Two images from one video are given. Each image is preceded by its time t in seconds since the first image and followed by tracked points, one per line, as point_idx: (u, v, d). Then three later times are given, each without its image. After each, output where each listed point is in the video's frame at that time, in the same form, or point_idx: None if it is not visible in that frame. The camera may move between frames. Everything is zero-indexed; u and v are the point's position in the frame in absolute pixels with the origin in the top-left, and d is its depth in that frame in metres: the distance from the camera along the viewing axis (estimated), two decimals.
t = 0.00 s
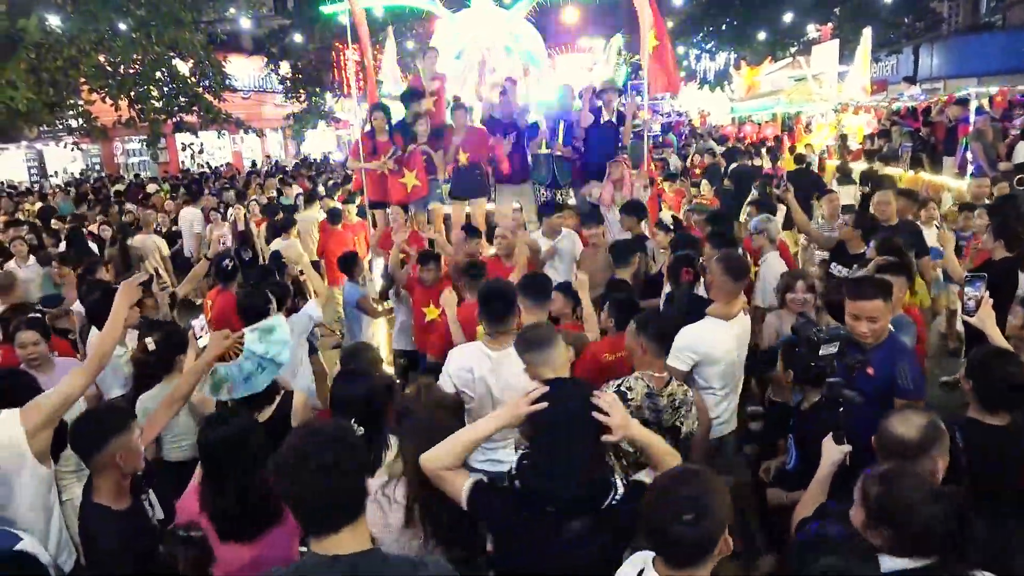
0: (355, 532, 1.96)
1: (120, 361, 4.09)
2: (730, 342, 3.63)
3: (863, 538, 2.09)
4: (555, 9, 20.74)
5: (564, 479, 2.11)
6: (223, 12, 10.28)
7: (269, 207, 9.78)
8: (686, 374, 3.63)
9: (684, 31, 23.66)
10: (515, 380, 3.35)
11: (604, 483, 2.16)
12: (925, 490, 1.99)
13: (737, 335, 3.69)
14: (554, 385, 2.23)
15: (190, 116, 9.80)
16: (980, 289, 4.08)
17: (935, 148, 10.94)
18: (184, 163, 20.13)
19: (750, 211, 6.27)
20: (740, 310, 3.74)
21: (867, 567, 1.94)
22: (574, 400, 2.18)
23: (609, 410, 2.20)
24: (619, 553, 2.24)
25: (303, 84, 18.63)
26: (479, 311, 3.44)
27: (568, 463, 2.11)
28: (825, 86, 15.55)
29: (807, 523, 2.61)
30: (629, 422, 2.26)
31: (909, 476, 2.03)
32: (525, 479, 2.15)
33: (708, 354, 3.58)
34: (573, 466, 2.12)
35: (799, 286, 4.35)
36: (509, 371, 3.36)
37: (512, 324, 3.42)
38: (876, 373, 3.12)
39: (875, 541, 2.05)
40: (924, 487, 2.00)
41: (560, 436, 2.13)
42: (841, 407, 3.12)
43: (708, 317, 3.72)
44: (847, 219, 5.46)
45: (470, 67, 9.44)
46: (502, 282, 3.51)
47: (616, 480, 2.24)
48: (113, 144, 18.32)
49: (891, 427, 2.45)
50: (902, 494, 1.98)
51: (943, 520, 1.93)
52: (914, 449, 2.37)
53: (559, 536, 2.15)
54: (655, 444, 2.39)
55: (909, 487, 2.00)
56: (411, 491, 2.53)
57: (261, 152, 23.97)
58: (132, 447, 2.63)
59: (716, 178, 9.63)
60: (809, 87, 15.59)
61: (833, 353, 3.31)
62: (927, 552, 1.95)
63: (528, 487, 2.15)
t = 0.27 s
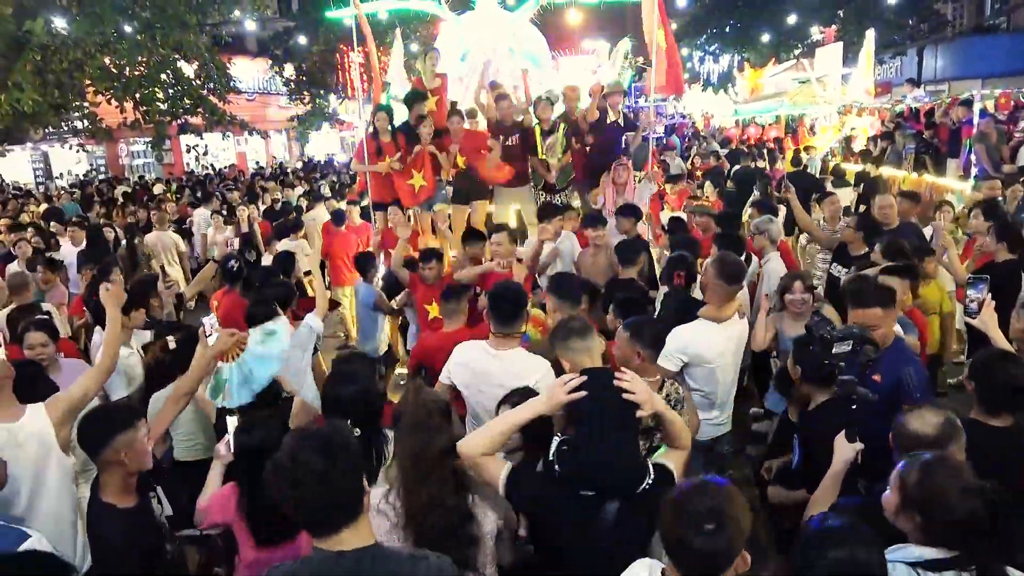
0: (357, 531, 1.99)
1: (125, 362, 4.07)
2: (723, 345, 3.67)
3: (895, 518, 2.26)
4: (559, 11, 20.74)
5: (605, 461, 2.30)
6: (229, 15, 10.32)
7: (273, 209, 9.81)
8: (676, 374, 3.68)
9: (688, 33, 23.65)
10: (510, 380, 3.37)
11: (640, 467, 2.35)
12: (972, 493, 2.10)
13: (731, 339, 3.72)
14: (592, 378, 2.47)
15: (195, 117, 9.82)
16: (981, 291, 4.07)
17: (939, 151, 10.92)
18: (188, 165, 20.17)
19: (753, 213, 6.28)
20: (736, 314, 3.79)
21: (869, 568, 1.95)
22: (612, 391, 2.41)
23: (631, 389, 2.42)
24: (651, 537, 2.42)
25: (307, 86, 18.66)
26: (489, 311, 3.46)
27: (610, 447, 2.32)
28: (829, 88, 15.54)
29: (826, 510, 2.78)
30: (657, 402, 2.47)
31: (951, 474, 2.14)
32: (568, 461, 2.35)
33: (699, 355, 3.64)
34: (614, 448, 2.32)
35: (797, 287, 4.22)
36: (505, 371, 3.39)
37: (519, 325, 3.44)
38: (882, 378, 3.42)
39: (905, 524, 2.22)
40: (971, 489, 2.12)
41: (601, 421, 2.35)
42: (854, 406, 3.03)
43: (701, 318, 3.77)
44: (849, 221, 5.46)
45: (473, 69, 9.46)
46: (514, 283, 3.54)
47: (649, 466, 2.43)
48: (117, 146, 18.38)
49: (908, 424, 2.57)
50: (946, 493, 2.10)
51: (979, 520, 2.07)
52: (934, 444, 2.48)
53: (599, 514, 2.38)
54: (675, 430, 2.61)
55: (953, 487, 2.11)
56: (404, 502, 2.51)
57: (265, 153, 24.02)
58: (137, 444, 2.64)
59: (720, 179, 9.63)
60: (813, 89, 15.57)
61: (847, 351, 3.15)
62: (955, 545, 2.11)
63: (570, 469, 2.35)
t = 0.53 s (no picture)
0: (373, 529, 1.97)
1: (128, 367, 4.06)
2: (717, 349, 3.68)
3: (912, 518, 2.27)
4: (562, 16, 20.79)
5: (623, 449, 2.37)
6: (233, 20, 10.33)
7: (277, 213, 9.84)
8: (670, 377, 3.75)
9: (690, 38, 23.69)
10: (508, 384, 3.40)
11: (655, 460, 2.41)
12: (990, 490, 2.12)
13: (726, 342, 3.71)
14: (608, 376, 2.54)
15: (199, 123, 9.85)
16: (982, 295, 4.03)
17: (941, 155, 10.92)
18: (192, 170, 20.23)
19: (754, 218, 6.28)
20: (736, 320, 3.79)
21: None
22: (628, 386, 2.49)
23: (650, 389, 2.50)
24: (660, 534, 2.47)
25: (310, 92, 18.72)
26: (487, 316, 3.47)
27: (628, 437, 2.39)
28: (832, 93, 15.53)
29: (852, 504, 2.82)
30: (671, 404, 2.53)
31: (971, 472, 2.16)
32: (585, 454, 2.42)
33: (691, 359, 3.67)
34: (632, 438, 2.40)
35: (787, 289, 4.18)
36: (501, 374, 3.42)
37: (515, 330, 3.45)
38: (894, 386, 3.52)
39: (923, 524, 2.22)
40: (989, 486, 2.14)
41: (618, 414, 2.42)
42: (879, 404, 3.10)
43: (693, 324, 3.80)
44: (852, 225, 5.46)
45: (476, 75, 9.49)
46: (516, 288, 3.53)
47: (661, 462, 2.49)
48: (122, 151, 18.44)
49: (937, 422, 2.61)
50: (965, 490, 2.11)
51: (996, 519, 2.07)
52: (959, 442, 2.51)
53: (613, 508, 2.41)
54: (685, 429, 2.59)
55: (973, 485, 2.13)
56: (403, 503, 2.50)
57: (268, 158, 24.08)
58: (141, 449, 2.64)
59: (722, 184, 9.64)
60: (816, 94, 15.59)
61: (868, 353, 3.44)
62: (973, 543, 2.10)
63: (588, 461, 2.41)
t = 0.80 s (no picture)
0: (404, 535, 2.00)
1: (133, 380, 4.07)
2: (712, 358, 3.74)
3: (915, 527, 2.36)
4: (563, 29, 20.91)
5: (641, 436, 2.53)
6: (238, 34, 10.40)
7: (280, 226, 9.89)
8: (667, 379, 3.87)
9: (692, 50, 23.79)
10: (511, 393, 3.46)
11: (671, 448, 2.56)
12: (987, 494, 2.21)
13: (723, 354, 3.75)
14: (629, 371, 2.74)
15: (203, 136, 9.91)
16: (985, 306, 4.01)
17: (943, 166, 10.92)
18: (196, 182, 20.34)
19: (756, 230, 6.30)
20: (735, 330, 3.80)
21: None
22: (649, 380, 2.68)
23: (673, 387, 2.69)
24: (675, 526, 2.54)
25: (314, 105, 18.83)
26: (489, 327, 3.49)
27: (648, 425, 2.56)
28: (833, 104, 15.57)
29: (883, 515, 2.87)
30: (690, 406, 2.72)
31: (969, 478, 2.24)
32: (607, 440, 2.59)
33: (687, 368, 3.75)
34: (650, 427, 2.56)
35: (773, 298, 4.17)
36: (502, 384, 3.47)
37: (516, 341, 3.46)
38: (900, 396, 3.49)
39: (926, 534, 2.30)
40: (986, 490, 2.22)
41: (639, 403, 2.59)
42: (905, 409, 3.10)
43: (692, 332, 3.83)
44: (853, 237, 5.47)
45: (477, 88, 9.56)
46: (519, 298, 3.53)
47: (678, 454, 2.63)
48: (126, 164, 18.55)
49: (968, 429, 2.61)
50: (963, 496, 2.19)
51: (993, 521, 2.15)
52: (987, 448, 2.52)
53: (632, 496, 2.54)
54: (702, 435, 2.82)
55: (969, 489, 2.22)
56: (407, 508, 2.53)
57: (272, 170, 24.20)
58: (149, 468, 2.66)
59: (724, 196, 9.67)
60: (817, 105, 15.65)
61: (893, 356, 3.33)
62: (973, 549, 2.17)
63: (611, 448, 2.57)
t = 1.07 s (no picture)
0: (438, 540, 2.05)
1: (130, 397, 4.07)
2: (707, 365, 3.73)
3: (897, 540, 2.34)
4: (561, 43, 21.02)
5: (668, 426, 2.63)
6: (238, 51, 10.44)
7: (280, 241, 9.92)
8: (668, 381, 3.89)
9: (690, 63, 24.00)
10: (510, 406, 3.46)
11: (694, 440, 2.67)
12: (967, 505, 2.21)
13: (718, 360, 3.73)
14: (659, 363, 2.84)
15: (203, 151, 9.94)
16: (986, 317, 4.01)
17: (941, 176, 10.93)
18: (197, 198, 20.41)
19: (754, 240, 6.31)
20: (729, 336, 3.77)
21: None
22: (678, 372, 2.80)
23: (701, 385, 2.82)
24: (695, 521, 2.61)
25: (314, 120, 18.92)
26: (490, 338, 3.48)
27: (675, 417, 2.66)
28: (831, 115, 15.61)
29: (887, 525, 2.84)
30: (714, 402, 2.89)
31: (949, 490, 2.24)
32: (635, 429, 2.67)
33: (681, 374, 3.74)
34: (676, 420, 2.65)
35: (759, 309, 4.18)
36: (500, 394, 3.47)
37: (516, 352, 3.46)
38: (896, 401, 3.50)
39: (907, 545, 2.29)
40: (965, 501, 2.22)
41: (669, 399, 2.69)
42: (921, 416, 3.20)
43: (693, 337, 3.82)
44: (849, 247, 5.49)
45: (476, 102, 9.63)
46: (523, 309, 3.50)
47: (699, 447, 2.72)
48: (127, 180, 18.61)
49: (987, 434, 2.57)
50: (941, 507, 2.20)
51: (972, 530, 2.16)
52: (1014, 455, 2.46)
53: (653, 487, 2.64)
54: (724, 429, 3.05)
55: (948, 499, 2.22)
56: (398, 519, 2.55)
57: (272, 185, 24.29)
58: (152, 490, 2.66)
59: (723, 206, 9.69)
60: (814, 116, 15.71)
61: (907, 364, 3.33)
62: (956, 560, 2.16)
63: (636, 438, 2.66)
